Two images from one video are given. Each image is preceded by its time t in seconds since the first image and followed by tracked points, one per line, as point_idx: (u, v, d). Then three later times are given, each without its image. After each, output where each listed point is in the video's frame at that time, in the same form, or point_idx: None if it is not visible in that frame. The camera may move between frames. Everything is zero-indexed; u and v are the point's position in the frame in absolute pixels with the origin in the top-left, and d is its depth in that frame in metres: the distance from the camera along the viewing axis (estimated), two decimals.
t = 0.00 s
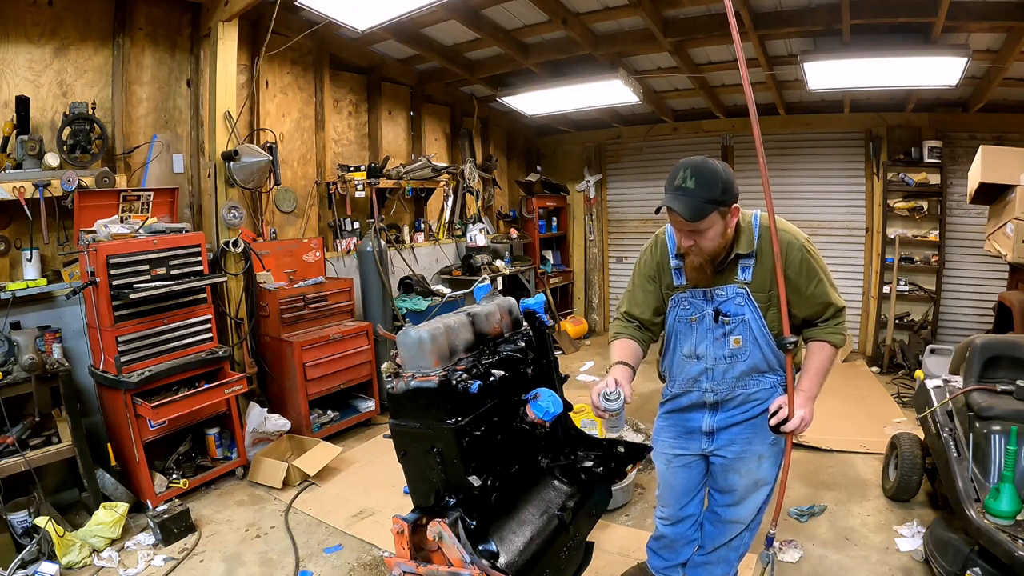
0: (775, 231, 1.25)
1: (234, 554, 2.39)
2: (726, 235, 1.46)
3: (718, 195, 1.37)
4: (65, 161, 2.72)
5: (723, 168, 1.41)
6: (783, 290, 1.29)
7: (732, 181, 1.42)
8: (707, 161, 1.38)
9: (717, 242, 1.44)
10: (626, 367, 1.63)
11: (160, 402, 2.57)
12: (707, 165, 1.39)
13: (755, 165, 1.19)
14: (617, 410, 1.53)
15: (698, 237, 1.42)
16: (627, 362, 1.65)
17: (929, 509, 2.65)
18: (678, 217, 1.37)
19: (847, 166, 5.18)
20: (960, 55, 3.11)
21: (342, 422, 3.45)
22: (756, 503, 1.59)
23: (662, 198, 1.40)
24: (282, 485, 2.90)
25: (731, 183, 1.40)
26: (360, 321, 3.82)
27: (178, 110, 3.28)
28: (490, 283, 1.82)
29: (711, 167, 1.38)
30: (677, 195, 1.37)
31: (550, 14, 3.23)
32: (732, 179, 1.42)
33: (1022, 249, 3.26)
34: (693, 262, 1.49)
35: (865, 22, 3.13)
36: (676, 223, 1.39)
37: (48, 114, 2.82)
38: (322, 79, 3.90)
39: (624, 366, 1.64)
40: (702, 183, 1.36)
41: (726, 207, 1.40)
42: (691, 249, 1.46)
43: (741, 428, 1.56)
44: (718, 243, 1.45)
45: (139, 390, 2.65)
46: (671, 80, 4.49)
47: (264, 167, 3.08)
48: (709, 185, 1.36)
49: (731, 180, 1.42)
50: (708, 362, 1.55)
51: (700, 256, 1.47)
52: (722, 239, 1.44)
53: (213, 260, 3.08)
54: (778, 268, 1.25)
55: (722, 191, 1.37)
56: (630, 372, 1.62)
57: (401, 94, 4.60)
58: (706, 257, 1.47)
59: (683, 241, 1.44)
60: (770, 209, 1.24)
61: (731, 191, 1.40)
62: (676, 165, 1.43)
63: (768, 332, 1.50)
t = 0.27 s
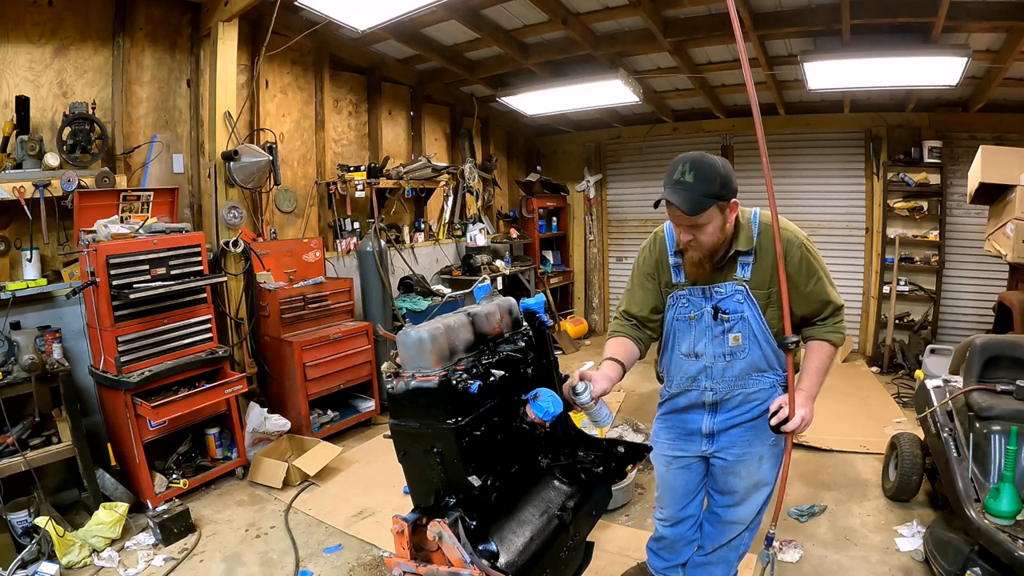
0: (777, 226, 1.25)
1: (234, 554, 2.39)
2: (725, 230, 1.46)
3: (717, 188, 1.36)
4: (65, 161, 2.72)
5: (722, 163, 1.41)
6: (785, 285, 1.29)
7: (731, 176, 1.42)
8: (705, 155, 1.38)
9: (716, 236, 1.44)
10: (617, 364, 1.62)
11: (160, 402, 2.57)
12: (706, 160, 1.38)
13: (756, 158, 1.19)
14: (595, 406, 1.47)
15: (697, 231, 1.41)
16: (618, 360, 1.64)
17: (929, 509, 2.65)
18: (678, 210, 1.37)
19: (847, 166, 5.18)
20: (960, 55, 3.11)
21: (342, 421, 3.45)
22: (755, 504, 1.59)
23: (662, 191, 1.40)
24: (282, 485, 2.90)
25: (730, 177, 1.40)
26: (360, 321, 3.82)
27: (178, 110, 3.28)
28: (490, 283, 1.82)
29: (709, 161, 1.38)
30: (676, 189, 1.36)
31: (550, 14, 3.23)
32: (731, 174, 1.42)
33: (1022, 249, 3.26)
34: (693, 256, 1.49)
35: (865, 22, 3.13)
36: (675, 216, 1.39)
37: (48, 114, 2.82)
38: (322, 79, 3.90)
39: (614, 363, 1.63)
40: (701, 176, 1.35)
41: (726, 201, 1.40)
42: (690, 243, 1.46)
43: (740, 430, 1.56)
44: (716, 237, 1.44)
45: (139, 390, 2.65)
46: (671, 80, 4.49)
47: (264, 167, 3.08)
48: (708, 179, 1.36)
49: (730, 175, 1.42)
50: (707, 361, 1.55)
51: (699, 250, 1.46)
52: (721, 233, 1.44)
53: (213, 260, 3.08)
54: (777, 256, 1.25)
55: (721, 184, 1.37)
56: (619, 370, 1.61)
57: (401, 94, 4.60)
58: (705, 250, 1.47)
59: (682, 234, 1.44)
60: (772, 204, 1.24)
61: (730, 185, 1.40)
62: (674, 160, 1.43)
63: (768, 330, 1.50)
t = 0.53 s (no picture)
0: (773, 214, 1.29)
1: (234, 554, 2.39)
2: (726, 216, 1.46)
3: (718, 171, 1.37)
4: (65, 161, 2.72)
5: (725, 147, 1.42)
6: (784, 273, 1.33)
7: (734, 161, 1.43)
8: (708, 140, 1.40)
9: (717, 223, 1.43)
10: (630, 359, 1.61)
11: (160, 402, 2.57)
12: (708, 144, 1.40)
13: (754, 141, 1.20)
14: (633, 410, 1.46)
15: (698, 215, 1.42)
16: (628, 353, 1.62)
17: (929, 509, 2.65)
18: (679, 191, 1.38)
19: (847, 166, 5.18)
20: (960, 55, 3.11)
21: (342, 421, 3.45)
22: (752, 508, 1.59)
23: (664, 175, 1.41)
24: (282, 485, 2.90)
25: (732, 163, 1.41)
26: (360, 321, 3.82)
27: (178, 110, 3.28)
28: (489, 283, 1.82)
29: (712, 145, 1.39)
30: (677, 171, 1.38)
31: (550, 14, 3.23)
32: (734, 159, 1.42)
33: (1022, 249, 3.26)
34: (693, 245, 1.49)
35: (865, 22, 3.13)
36: (676, 199, 1.40)
37: (48, 114, 2.82)
38: (322, 79, 3.90)
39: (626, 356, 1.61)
40: (702, 159, 1.37)
41: (727, 185, 1.41)
42: (690, 228, 1.46)
43: (735, 434, 1.55)
44: (717, 222, 1.44)
45: (139, 390, 2.65)
46: (671, 80, 4.49)
47: (264, 167, 3.08)
48: (709, 161, 1.37)
49: (733, 160, 1.43)
50: (704, 356, 1.54)
51: (702, 236, 1.46)
52: (722, 220, 1.44)
53: (213, 260, 3.08)
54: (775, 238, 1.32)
55: (722, 168, 1.38)
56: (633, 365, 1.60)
57: (401, 94, 4.60)
58: (708, 235, 1.46)
59: (683, 219, 1.44)
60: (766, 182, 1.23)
61: (732, 169, 1.40)
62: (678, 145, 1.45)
63: (766, 326, 1.48)
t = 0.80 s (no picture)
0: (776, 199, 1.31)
1: (234, 554, 2.39)
2: (721, 199, 1.46)
3: (712, 152, 1.39)
4: (65, 161, 2.72)
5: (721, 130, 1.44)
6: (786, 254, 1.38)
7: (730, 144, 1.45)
8: (702, 123, 1.42)
9: (710, 204, 1.44)
10: (629, 352, 1.62)
11: (160, 402, 2.57)
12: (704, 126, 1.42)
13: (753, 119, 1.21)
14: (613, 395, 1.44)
15: (691, 195, 1.43)
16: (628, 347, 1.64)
17: (929, 509, 2.65)
18: (674, 168, 1.40)
19: (847, 166, 5.18)
20: (960, 55, 3.11)
21: (342, 421, 3.45)
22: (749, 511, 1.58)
23: (658, 154, 1.44)
24: (282, 485, 2.90)
25: (726, 146, 1.43)
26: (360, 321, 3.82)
27: (178, 110, 3.28)
28: (490, 283, 1.82)
29: (707, 127, 1.41)
30: (671, 150, 1.40)
31: (550, 14, 3.23)
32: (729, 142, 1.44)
33: (1022, 249, 3.26)
34: (688, 227, 1.48)
35: (865, 22, 3.13)
36: (671, 177, 1.42)
37: (48, 114, 2.82)
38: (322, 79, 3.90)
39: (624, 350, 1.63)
40: (697, 139, 1.38)
41: (720, 167, 1.43)
42: (685, 209, 1.47)
43: (729, 432, 1.52)
44: (714, 205, 1.45)
45: (139, 390, 2.65)
46: (671, 79, 4.49)
47: (264, 167, 3.08)
48: (703, 141, 1.38)
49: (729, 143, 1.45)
50: (697, 348, 1.53)
51: (698, 217, 1.46)
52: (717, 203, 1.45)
53: (213, 260, 3.08)
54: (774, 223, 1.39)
55: (716, 149, 1.40)
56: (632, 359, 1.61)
57: (401, 94, 4.60)
58: (704, 218, 1.46)
59: (677, 199, 1.46)
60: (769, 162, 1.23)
61: (726, 151, 1.42)
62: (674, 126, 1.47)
63: (762, 318, 1.47)
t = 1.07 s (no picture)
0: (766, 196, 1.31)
1: (234, 554, 2.39)
2: (695, 195, 1.47)
3: (682, 149, 1.40)
4: (65, 161, 2.72)
5: (691, 126, 1.44)
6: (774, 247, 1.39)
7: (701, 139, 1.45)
8: (671, 121, 1.43)
9: (685, 201, 1.45)
10: (607, 350, 1.64)
11: (160, 402, 2.57)
12: (673, 123, 1.42)
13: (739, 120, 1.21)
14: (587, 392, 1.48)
15: (665, 193, 1.44)
16: (607, 344, 1.65)
17: (929, 509, 2.65)
18: (644, 167, 1.41)
19: (847, 166, 5.18)
20: (960, 56, 3.11)
21: (342, 421, 3.45)
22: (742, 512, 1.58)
23: (629, 153, 1.44)
24: (282, 485, 2.90)
25: (697, 141, 1.43)
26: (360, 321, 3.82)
27: (178, 110, 3.28)
28: (489, 283, 1.81)
29: (676, 125, 1.42)
30: (642, 149, 1.41)
31: (550, 14, 3.23)
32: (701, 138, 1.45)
33: (1022, 249, 3.26)
34: (665, 225, 1.50)
35: (865, 22, 3.13)
36: (642, 176, 1.43)
37: (48, 114, 2.82)
38: (322, 79, 3.90)
39: (603, 347, 1.64)
40: (666, 137, 1.39)
41: (692, 163, 1.43)
42: (661, 208, 1.48)
43: (716, 432, 1.53)
44: (689, 201, 1.46)
45: (139, 390, 2.65)
46: (671, 79, 4.49)
47: (264, 167, 3.08)
48: (673, 140, 1.39)
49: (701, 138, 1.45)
50: (681, 349, 1.53)
51: (674, 215, 1.47)
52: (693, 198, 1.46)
53: (213, 260, 3.08)
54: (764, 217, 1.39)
55: (686, 146, 1.41)
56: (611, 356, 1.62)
57: (401, 94, 4.60)
58: (681, 215, 1.47)
59: (652, 198, 1.47)
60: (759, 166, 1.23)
61: (697, 148, 1.43)
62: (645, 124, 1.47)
63: (744, 315, 1.47)
